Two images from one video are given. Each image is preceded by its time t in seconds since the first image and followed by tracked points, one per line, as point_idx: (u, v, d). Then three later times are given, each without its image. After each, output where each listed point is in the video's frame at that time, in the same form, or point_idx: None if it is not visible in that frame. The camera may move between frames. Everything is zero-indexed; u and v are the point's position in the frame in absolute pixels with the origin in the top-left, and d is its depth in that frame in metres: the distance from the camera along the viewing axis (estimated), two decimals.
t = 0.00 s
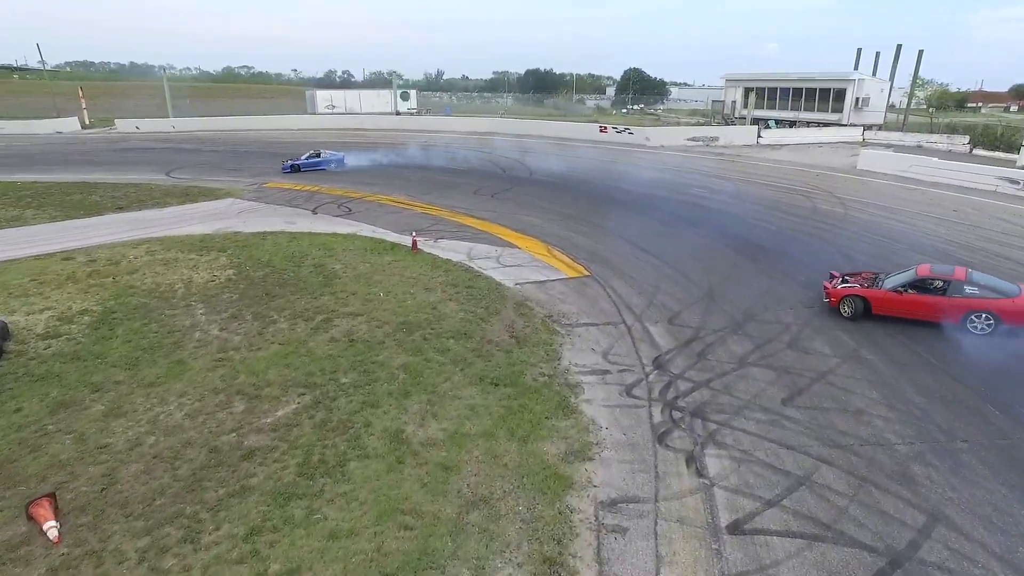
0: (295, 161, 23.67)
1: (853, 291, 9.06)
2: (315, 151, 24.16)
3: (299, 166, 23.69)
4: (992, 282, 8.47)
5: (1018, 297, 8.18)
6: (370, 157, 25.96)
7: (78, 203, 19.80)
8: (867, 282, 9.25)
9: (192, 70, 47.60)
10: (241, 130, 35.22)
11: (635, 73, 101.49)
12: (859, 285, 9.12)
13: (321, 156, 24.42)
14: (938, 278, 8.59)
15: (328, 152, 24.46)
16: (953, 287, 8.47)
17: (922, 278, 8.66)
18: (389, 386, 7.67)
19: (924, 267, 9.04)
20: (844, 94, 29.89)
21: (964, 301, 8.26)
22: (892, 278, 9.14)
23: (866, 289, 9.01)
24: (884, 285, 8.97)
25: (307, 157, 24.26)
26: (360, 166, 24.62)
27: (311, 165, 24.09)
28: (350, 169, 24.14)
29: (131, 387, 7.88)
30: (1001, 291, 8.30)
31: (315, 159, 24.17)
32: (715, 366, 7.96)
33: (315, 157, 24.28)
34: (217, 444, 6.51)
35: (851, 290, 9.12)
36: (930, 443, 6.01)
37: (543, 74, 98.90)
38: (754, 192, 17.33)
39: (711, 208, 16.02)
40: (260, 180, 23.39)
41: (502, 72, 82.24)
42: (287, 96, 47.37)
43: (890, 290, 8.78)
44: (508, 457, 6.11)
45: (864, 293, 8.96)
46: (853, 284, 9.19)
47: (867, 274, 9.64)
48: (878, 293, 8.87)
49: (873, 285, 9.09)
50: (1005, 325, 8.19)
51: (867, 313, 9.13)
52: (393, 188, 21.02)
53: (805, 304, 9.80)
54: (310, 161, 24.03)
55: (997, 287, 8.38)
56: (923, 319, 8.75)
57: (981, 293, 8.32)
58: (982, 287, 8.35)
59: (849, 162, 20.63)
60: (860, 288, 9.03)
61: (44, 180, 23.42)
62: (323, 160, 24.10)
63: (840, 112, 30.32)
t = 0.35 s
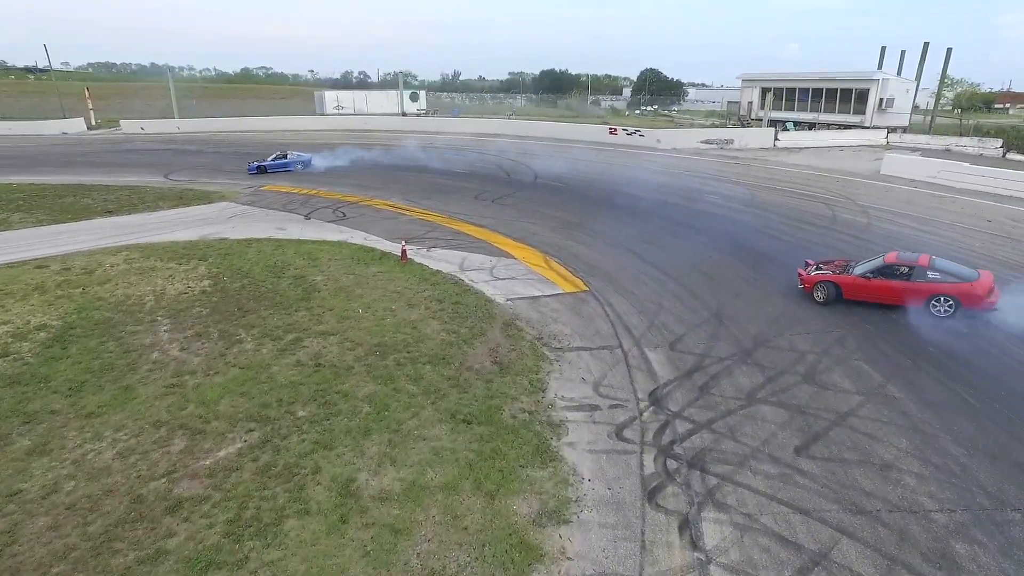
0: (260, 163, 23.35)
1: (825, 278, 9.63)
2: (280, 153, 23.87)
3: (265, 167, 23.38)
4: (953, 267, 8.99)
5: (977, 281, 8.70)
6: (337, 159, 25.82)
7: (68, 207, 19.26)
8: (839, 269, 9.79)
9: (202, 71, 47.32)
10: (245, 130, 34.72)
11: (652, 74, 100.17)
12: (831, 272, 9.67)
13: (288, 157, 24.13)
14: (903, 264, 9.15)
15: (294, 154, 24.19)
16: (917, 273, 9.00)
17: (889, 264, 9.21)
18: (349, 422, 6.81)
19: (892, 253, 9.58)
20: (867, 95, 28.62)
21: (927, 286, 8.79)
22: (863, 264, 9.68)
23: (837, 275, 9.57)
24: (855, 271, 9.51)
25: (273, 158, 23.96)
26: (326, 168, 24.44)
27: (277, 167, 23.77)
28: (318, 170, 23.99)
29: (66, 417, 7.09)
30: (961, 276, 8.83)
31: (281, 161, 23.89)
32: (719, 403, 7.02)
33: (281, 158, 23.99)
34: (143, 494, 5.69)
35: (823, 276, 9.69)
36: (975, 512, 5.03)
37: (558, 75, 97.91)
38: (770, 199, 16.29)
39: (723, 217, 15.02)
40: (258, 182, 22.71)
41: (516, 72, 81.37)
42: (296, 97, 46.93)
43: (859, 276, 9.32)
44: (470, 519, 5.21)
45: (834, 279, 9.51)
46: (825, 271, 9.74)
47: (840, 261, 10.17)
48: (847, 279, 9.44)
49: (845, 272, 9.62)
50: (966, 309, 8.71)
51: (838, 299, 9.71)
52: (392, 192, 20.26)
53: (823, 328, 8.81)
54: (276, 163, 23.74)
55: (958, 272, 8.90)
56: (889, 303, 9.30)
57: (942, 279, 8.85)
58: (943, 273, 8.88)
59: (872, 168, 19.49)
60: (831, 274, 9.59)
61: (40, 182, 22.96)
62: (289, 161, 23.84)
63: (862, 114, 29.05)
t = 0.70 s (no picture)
0: (235, 164, 23.36)
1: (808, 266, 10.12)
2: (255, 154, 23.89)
3: (239, 168, 23.41)
4: (929, 257, 9.50)
5: (950, 270, 9.24)
6: (311, 159, 25.83)
7: (72, 209, 18.90)
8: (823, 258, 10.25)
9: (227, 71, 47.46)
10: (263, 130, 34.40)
11: (683, 74, 98.08)
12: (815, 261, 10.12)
13: (263, 157, 24.16)
14: (881, 253, 9.67)
15: (270, 154, 24.23)
16: (895, 261, 9.52)
17: (869, 253, 9.71)
18: (300, 473, 5.89)
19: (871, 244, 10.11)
20: (910, 95, 26.87)
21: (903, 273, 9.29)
22: (844, 254, 10.17)
23: (820, 264, 10.01)
24: (837, 260, 9.99)
25: (248, 158, 23.99)
26: (301, 168, 24.48)
27: (252, 168, 23.81)
28: (293, 171, 24.07)
29: None
30: (936, 264, 9.36)
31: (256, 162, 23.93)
32: (737, 460, 5.91)
33: (256, 158, 24.02)
34: (43, 563, 4.83)
35: (808, 265, 10.13)
36: None
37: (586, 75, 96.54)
38: (803, 209, 14.98)
39: (750, 228, 13.79)
40: (267, 184, 22.13)
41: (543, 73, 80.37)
42: (318, 97, 46.68)
43: (841, 264, 9.81)
44: None
45: (819, 267, 9.94)
46: (810, 260, 10.19)
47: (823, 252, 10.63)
48: (829, 267, 9.91)
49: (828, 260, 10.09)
50: (939, 295, 9.23)
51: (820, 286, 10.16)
52: (402, 196, 19.43)
53: (862, 365, 7.61)
54: (251, 163, 23.78)
55: (933, 261, 9.41)
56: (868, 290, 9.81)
57: (918, 267, 9.38)
58: (919, 261, 9.42)
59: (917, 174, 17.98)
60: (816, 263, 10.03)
61: (51, 184, 22.67)
62: (265, 161, 23.90)
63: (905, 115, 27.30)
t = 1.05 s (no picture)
0: (203, 166, 23.10)
1: (789, 258, 10.37)
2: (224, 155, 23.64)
3: (209, 170, 23.13)
4: (901, 246, 9.90)
5: (923, 258, 9.63)
6: (282, 161, 25.63)
7: (71, 211, 18.47)
8: (802, 250, 10.55)
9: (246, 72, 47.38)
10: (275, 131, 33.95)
11: (710, 74, 96.10)
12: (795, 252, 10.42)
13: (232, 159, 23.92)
14: (858, 244, 10.00)
15: (239, 156, 24.01)
16: (870, 250, 9.88)
17: (846, 244, 10.03)
18: (229, 538, 5.02)
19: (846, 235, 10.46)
20: (951, 96, 25.27)
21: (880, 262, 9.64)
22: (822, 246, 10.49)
23: (800, 256, 10.30)
24: (815, 252, 10.30)
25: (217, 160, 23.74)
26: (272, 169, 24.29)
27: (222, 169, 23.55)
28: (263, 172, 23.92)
29: None
30: (909, 253, 9.75)
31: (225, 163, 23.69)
32: (749, 536, 4.91)
33: (225, 160, 23.78)
34: None
35: (788, 256, 10.41)
36: None
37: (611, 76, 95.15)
38: (833, 219, 13.80)
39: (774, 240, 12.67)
40: (272, 186, 21.52)
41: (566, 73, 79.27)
42: (335, 98, 46.29)
43: (820, 255, 10.12)
44: None
45: (799, 259, 10.23)
46: (789, 252, 10.48)
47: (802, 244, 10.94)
48: (809, 259, 10.19)
49: (807, 252, 10.38)
50: (913, 282, 9.63)
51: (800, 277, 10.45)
52: (407, 200, 18.63)
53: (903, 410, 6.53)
54: (220, 165, 23.53)
55: (907, 250, 9.82)
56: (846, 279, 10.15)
57: (893, 256, 9.76)
58: (893, 250, 9.80)
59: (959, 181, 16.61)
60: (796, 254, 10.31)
61: (56, 185, 22.31)
62: (235, 163, 23.68)
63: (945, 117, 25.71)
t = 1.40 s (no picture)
0: (158, 168, 22.61)
1: (757, 251, 10.46)
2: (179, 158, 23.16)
3: (163, 172, 22.64)
4: (860, 235, 10.22)
5: (882, 246, 9.99)
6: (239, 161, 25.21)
7: (51, 216, 17.75)
8: (767, 242, 10.72)
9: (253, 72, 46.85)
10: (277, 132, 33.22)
11: (729, 74, 94.23)
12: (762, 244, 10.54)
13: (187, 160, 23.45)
14: (822, 234, 10.21)
15: (195, 157, 23.55)
16: (833, 240, 10.11)
17: (810, 235, 10.24)
18: None
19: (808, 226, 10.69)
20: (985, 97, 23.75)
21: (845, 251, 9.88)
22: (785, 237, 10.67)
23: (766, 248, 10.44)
24: (780, 243, 10.47)
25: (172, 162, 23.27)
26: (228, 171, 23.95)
27: (177, 171, 23.11)
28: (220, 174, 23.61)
29: None
30: (867, 242, 10.08)
31: (180, 165, 23.23)
32: None
33: (180, 162, 23.31)
34: None
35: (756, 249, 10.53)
36: None
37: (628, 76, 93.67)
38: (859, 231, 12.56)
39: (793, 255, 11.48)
40: (265, 190, 20.68)
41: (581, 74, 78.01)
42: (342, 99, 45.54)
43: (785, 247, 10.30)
44: None
45: (766, 250, 10.37)
46: (755, 244, 10.61)
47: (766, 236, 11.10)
48: (776, 250, 10.35)
49: (773, 244, 10.54)
50: (873, 269, 9.99)
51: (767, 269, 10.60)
52: (401, 206, 17.66)
53: (949, 477, 5.37)
54: (174, 167, 23.08)
55: (866, 240, 10.13)
56: (810, 269, 10.37)
57: (854, 245, 10.05)
58: (854, 240, 10.08)
59: (998, 189, 15.26)
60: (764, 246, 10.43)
61: (45, 187, 21.66)
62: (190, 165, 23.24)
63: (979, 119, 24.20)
